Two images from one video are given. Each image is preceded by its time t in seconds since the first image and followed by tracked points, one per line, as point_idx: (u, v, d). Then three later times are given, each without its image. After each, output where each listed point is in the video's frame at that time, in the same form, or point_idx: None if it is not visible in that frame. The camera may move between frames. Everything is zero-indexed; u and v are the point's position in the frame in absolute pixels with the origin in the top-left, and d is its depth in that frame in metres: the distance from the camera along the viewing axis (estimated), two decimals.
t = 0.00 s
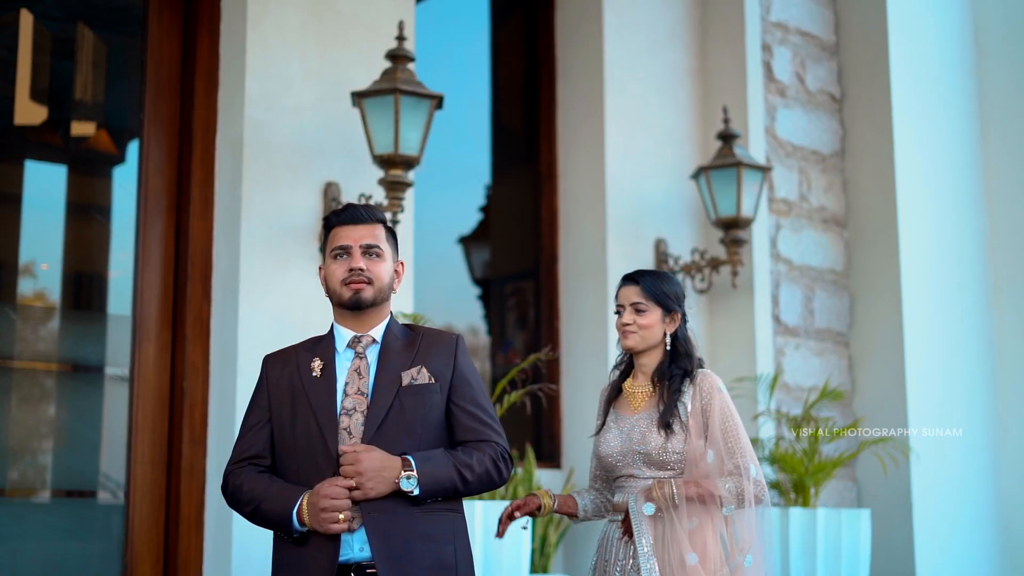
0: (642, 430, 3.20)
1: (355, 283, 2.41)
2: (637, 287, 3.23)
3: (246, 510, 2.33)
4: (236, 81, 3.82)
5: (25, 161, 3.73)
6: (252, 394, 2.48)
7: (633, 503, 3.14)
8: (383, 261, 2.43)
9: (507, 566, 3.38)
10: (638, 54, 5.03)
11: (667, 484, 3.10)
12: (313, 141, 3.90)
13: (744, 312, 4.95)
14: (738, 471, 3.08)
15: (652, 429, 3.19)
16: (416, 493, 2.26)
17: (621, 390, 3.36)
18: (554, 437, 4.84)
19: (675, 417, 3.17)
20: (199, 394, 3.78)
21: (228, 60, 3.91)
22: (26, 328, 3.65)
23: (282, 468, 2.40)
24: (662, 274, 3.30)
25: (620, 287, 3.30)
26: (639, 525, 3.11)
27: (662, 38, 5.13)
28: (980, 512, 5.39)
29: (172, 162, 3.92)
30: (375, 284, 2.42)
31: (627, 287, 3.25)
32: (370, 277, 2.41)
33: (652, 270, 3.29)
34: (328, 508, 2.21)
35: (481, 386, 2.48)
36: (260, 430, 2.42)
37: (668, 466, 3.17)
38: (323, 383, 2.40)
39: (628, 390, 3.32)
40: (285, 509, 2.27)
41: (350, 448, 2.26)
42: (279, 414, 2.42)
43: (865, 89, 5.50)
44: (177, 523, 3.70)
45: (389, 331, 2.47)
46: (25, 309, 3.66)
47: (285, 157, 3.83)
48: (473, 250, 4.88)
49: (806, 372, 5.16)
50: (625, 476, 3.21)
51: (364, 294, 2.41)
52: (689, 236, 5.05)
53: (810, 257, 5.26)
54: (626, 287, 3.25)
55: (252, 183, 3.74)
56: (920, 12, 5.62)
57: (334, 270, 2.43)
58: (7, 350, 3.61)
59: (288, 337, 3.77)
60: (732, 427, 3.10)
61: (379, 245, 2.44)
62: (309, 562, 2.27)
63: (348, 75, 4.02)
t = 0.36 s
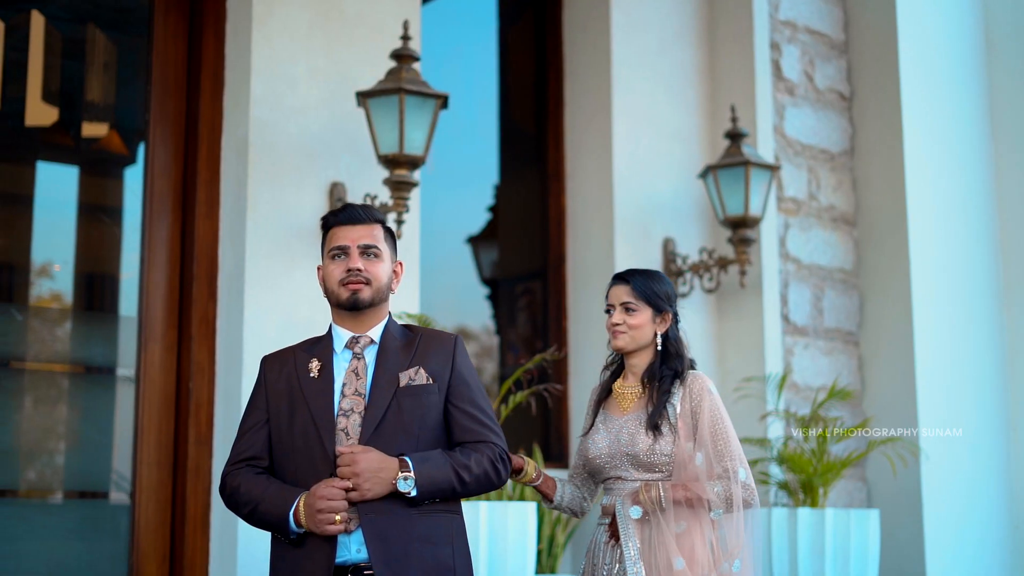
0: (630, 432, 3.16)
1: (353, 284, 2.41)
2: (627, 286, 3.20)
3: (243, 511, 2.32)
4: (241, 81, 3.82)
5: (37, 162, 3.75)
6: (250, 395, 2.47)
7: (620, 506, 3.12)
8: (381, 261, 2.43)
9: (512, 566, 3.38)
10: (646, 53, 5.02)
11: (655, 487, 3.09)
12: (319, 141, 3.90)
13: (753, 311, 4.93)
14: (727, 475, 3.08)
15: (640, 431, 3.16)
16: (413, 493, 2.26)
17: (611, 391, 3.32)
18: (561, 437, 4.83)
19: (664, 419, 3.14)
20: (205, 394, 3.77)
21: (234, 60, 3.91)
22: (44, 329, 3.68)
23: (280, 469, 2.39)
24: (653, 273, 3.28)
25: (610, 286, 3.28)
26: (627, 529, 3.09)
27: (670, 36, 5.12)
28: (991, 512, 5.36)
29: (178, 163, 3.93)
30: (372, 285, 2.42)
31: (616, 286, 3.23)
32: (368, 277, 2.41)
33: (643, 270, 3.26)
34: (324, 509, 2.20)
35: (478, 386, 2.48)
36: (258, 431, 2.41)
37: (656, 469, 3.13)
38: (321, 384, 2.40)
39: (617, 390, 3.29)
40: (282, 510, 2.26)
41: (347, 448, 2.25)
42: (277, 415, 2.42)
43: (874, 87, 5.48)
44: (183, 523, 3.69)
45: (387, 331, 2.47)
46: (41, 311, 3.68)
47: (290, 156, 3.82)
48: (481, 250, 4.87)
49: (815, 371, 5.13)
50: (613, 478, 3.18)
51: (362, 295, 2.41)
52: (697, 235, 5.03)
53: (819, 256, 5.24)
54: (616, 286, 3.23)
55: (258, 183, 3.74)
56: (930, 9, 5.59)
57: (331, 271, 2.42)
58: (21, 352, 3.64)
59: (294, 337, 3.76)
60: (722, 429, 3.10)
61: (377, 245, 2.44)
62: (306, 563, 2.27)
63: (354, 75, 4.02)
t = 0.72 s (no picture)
0: (616, 432, 3.15)
1: (349, 284, 2.40)
2: (616, 284, 3.19)
3: (239, 512, 2.32)
4: (244, 81, 3.82)
5: (46, 162, 3.77)
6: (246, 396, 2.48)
7: (604, 510, 3.11)
8: (377, 261, 2.43)
9: (514, 566, 3.38)
10: (651, 52, 5.01)
11: (639, 489, 3.07)
12: (323, 141, 3.90)
13: (759, 311, 4.92)
14: (712, 478, 3.04)
15: (627, 431, 3.15)
16: (409, 495, 2.25)
17: (600, 391, 3.31)
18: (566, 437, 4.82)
19: (650, 420, 3.12)
20: (208, 395, 3.77)
21: (237, 60, 3.91)
22: (58, 329, 3.71)
23: (275, 470, 2.38)
24: (644, 272, 3.25)
25: (600, 285, 3.26)
26: (610, 532, 3.09)
27: (676, 35, 5.10)
28: (1000, 513, 5.34)
29: (180, 163, 3.93)
30: (369, 285, 2.42)
31: (606, 285, 3.22)
32: (364, 277, 2.40)
33: (633, 269, 3.24)
34: (318, 510, 2.20)
35: (475, 387, 2.47)
36: (254, 431, 2.41)
37: (642, 470, 3.11)
38: (317, 385, 2.40)
39: (606, 390, 3.28)
40: (277, 510, 2.26)
41: (342, 449, 2.25)
42: (273, 415, 2.41)
43: (881, 86, 5.46)
44: (186, 524, 3.69)
45: (384, 332, 2.46)
46: (54, 311, 3.71)
47: (294, 156, 3.82)
48: (487, 250, 4.86)
49: (822, 371, 5.12)
50: (599, 479, 3.18)
51: (358, 295, 2.41)
52: (704, 235, 5.01)
53: (825, 256, 5.23)
54: (606, 285, 3.21)
55: (261, 184, 3.74)
56: (938, 6, 5.57)
57: (328, 271, 2.42)
58: (32, 352, 3.66)
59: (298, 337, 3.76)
60: (708, 431, 3.06)
61: (374, 245, 2.43)
62: (302, 564, 2.26)
63: (358, 74, 4.02)
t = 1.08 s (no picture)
0: (604, 429, 3.13)
1: (347, 283, 2.40)
2: (607, 280, 3.18)
3: (238, 512, 2.32)
4: (249, 82, 3.82)
5: (57, 164, 3.78)
6: (245, 396, 2.47)
7: (589, 509, 3.07)
8: (376, 260, 2.43)
9: (519, 566, 3.38)
10: (658, 50, 4.99)
11: (624, 488, 3.03)
12: (328, 141, 3.89)
13: (767, 310, 4.90)
14: (699, 477, 3.00)
15: (614, 428, 3.12)
16: (407, 495, 2.24)
17: (591, 388, 3.30)
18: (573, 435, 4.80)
19: (638, 416, 3.10)
20: (214, 396, 3.78)
21: (243, 60, 3.90)
22: (72, 329, 3.72)
23: (274, 470, 2.38)
24: (637, 268, 3.24)
25: (592, 282, 3.26)
26: (594, 531, 3.05)
27: (683, 34, 5.09)
28: (1010, 513, 5.31)
29: (186, 163, 3.94)
30: (367, 284, 2.41)
31: (597, 281, 3.21)
32: (362, 277, 2.40)
33: (624, 265, 3.22)
34: (316, 510, 2.20)
35: (474, 387, 2.46)
36: (253, 431, 2.41)
37: (629, 467, 3.08)
38: (316, 385, 2.39)
39: (596, 387, 3.26)
40: (276, 511, 2.26)
41: (340, 449, 2.24)
42: (271, 415, 2.41)
43: (889, 84, 5.44)
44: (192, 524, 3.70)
45: (383, 332, 2.46)
46: (70, 312, 3.72)
47: (299, 156, 3.82)
48: (496, 250, 4.86)
49: (830, 370, 5.10)
50: (586, 476, 3.14)
51: (356, 294, 2.40)
52: (711, 234, 4.99)
53: (834, 255, 5.21)
54: (597, 281, 3.21)
55: (266, 183, 3.74)
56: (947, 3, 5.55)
57: (326, 270, 2.42)
58: (43, 354, 3.67)
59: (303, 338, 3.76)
60: (696, 429, 3.02)
61: (372, 244, 2.43)
62: (300, 565, 2.26)
63: (363, 74, 4.01)
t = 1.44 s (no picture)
0: (592, 421, 3.04)
1: (346, 282, 2.39)
2: (599, 273, 3.10)
3: (236, 511, 2.32)
4: (255, 81, 3.83)
5: (69, 164, 3.82)
6: (244, 395, 2.47)
7: (573, 503, 3.01)
8: (375, 259, 2.42)
9: (525, 567, 3.38)
10: (666, 48, 4.98)
11: (609, 482, 2.95)
12: (334, 140, 3.89)
13: (776, 309, 4.88)
14: (686, 472, 2.91)
15: (603, 420, 3.04)
16: (405, 494, 2.24)
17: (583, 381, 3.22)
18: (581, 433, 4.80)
19: (628, 409, 3.02)
20: (220, 395, 3.77)
21: (249, 60, 3.91)
22: (85, 329, 3.75)
23: (272, 470, 2.38)
24: (630, 260, 3.15)
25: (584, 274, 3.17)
26: (579, 526, 2.98)
27: (690, 31, 5.07)
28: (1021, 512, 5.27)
29: (193, 163, 3.93)
30: (366, 283, 2.41)
31: (589, 274, 3.13)
32: (361, 275, 2.40)
33: (617, 257, 3.14)
34: (313, 510, 2.20)
35: (474, 386, 2.46)
36: (252, 430, 2.41)
37: (617, 461, 3.00)
38: (314, 384, 2.39)
39: (588, 380, 3.18)
40: (274, 510, 2.26)
41: (338, 449, 2.24)
42: (270, 414, 2.41)
43: (899, 81, 5.42)
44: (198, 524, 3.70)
45: (382, 330, 2.45)
46: (85, 312, 3.76)
47: (304, 156, 3.82)
48: (504, 249, 4.86)
49: (840, 368, 5.08)
50: (574, 469, 3.06)
51: (355, 293, 2.40)
52: (719, 232, 4.98)
53: (843, 253, 5.19)
54: (588, 274, 3.13)
55: (272, 183, 3.74)
56: None
57: (326, 269, 2.42)
58: (56, 353, 3.71)
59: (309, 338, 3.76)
60: (685, 423, 2.94)
61: (372, 243, 2.43)
62: (298, 564, 2.25)
63: (369, 73, 4.01)
